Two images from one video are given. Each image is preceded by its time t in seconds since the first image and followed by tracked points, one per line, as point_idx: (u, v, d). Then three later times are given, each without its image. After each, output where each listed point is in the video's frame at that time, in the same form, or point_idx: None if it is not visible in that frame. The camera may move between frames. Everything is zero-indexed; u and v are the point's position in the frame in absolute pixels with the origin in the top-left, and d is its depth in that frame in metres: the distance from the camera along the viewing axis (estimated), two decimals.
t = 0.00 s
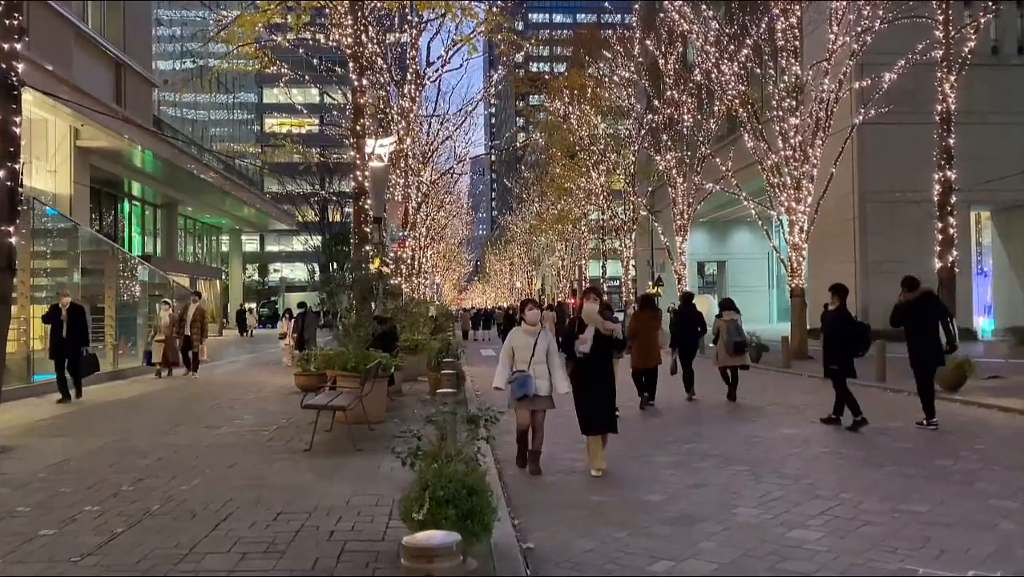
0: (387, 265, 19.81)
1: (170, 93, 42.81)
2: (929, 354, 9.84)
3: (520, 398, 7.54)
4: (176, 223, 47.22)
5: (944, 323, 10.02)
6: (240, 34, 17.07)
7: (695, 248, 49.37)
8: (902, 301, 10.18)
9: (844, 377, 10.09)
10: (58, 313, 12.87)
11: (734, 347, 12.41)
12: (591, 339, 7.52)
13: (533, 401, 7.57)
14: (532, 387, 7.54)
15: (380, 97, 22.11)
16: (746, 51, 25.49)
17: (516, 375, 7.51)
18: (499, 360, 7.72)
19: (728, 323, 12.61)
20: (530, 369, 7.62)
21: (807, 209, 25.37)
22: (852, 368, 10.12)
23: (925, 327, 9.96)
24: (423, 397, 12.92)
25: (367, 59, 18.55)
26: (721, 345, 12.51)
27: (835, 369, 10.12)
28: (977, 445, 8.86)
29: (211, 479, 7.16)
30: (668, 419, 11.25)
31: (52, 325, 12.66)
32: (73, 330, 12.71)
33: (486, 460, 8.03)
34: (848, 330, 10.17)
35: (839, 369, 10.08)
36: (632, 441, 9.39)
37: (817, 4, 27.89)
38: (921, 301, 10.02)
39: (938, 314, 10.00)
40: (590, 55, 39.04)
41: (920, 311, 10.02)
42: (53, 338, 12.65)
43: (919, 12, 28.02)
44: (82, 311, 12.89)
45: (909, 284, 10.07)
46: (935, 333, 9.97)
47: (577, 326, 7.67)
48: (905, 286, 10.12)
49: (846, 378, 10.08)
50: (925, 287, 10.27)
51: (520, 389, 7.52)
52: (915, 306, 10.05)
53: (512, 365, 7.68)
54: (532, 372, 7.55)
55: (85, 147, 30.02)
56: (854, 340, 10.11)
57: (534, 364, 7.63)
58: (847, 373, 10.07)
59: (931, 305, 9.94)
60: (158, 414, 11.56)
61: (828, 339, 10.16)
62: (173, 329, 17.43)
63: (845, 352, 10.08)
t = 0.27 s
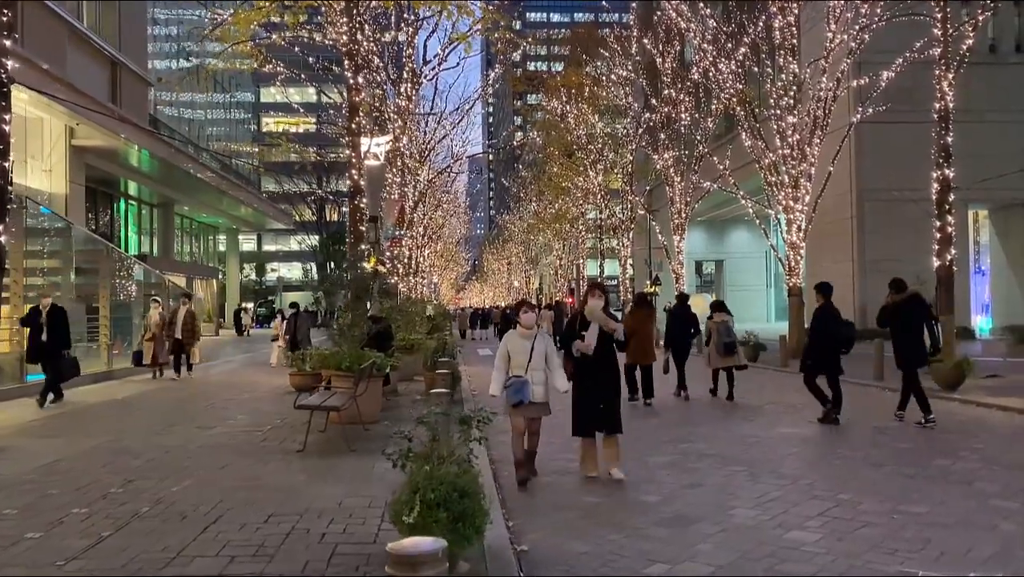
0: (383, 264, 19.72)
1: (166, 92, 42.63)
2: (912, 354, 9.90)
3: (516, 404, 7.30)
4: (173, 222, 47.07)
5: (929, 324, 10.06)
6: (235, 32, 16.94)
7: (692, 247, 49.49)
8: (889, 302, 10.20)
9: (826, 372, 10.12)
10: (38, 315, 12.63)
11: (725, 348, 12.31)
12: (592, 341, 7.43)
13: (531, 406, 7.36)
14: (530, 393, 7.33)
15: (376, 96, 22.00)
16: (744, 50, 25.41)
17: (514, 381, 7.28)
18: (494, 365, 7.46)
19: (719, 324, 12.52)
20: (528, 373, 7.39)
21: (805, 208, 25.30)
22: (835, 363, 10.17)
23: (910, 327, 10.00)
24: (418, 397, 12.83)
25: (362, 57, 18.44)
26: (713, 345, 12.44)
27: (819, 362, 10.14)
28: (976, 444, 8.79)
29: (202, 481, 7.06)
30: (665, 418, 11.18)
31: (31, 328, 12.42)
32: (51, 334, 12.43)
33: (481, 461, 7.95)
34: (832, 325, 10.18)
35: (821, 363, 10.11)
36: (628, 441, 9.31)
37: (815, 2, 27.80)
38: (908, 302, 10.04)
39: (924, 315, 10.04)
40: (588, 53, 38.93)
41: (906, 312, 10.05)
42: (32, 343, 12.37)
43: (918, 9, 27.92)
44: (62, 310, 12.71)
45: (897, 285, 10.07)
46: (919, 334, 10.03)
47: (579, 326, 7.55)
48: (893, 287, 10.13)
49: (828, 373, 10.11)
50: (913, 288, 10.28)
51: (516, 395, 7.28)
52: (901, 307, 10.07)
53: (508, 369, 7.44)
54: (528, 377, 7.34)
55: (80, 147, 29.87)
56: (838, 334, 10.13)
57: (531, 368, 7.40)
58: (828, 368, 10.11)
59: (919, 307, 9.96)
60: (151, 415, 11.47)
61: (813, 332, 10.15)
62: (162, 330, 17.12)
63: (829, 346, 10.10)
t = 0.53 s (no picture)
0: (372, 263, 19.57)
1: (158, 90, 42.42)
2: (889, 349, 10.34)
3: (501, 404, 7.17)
4: (165, 221, 46.87)
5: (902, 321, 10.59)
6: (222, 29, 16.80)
7: (686, 245, 49.36)
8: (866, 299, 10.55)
9: (808, 361, 10.34)
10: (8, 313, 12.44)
11: (708, 343, 12.18)
12: (590, 344, 7.02)
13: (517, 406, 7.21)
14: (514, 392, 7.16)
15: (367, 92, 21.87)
16: (736, 47, 25.34)
17: (496, 380, 7.12)
18: (476, 361, 7.34)
19: (701, 320, 12.38)
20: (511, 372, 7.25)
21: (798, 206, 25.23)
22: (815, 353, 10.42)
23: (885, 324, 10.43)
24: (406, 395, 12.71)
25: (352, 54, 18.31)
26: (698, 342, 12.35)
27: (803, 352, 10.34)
28: (967, 442, 8.70)
29: (178, 481, 6.93)
30: (653, 417, 11.07)
31: None
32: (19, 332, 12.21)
33: (465, 461, 7.82)
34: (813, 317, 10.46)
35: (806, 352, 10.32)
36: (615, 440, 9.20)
37: None
38: (885, 297, 10.52)
39: (899, 311, 10.54)
40: (581, 51, 38.83)
41: (883, 308, 10.51)
42: None
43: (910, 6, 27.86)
44: (31, 306, 12.45)
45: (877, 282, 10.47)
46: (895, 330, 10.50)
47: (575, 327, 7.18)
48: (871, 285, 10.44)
49: (809, 362, 10.34)
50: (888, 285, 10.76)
51: (498, 392, 7.15)
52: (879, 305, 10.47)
53: (491, 367, 7.31)
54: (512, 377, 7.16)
55: (71, 145, 29.67)
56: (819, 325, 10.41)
57: (515, 367, 7.25)
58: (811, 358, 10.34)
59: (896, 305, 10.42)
60: (134, 414, 11.33)
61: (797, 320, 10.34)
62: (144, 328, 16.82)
63: (812, 337, 10.33)
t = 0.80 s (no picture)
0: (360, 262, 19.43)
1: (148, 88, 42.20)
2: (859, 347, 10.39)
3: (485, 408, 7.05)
4: (156, 221, 46.60)
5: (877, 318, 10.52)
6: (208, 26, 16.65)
7: (679, 244, 49.27)
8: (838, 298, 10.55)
9: (773, 357, 10.83)
10: None
11: (691, 341, 12.08)
12: (582, 331, 6.76)
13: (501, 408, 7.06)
14: (498, 395, 7.04)
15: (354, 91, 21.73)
16: (728, 45, 25.27)
17: (478, 384, 7.01)
18: (458, 363, 7.17)
19: (685, 318, 12.32)
20: (495, 374, 7.13)
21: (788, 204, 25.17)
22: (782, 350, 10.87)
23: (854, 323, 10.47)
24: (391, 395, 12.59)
25: (339, 51, 18.16)
26: (682, 340, 12.25)
27: (767, 348, 10.84)
28: (953, 440, 8.61)
29: (150, 482, 6.80)
30: (638, 415, 10.97)
31: None
32: None
33: (445, 461, 7.70)
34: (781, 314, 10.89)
35: (769, 349, 10.82)
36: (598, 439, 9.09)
37: None
38: (858, 296, 10.48)
39: (874, 309, 10.50)
40: (573, 50, 38.73)
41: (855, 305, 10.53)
42: None
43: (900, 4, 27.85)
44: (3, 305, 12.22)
45: (847, 280, 10.53)
46: (867, 327, 10.50)
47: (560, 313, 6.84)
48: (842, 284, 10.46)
49: (774, 358, 10.84)
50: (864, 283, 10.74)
51: (483, 396, 7.01)
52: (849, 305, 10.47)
53: (474, 369, 7.16)
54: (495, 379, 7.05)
55: (59, 143, 29.44)
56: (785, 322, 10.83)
57: (498, 369, 7.13)
58: (776, 354, 10.81)
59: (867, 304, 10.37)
60: (113, 414, 11.18)
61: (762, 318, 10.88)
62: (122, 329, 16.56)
63: (777, 334, 10.80)
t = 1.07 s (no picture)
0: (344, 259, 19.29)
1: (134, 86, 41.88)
2: (821, 342, 10.53)
3: (465, 408, 6.19)
4: (142, 220, 46.23)
5: (840, 315, 10.62)
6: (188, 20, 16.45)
7: (668, 243, 49.40)
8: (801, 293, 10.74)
9: (741, 351, 11.01)
10: None
11: (669, 338, 12.00)
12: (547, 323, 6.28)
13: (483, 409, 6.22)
14: (481, 394, 6.19)
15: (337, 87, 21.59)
16: (715, 42, 25.21)
17: (460, 380, 6.14)
18: (436, 361, 6.31)
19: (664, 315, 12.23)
20: (477, 371, 6.27)
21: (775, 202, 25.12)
22: (750, 344, 11.06)
23: (816, 319, 10.58)
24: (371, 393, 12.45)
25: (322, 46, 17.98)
26: (660, 337, 12.17)
27: (735, 343, 11.04)
28: (934, 436, 8.52)
29: (111, 481, 6.63)
30: (620, 412, 10.85)
31: None
32: None
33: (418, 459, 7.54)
34: (749, 310, 11.12)
35: (736, 342, 11.02)
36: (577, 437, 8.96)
37: None
38: (820, 292, 10.66)
39: (835, 306, 10.63)
40: (562, 48, 38.63)
41: (817, 301, 10.69)
42: None
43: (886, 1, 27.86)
44: None
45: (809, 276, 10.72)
46: (829, 324, 10.63)
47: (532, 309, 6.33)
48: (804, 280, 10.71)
49: (741, 353, 11.04)
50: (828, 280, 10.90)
51: (464, 396, 6.14)
52: (812, 301, 10.65)
53: (453, 366, 6.30)
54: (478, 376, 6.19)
55: (42, 140, 29.13)
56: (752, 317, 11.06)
57: (480, 365, 6.27)
58: (743, 348, 11.00)
59: (829, 300, 10.55)
60: (86, 413, 10.99)
61: (730, 313, 11.14)
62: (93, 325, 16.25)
63: (744, 328, 11.00)
